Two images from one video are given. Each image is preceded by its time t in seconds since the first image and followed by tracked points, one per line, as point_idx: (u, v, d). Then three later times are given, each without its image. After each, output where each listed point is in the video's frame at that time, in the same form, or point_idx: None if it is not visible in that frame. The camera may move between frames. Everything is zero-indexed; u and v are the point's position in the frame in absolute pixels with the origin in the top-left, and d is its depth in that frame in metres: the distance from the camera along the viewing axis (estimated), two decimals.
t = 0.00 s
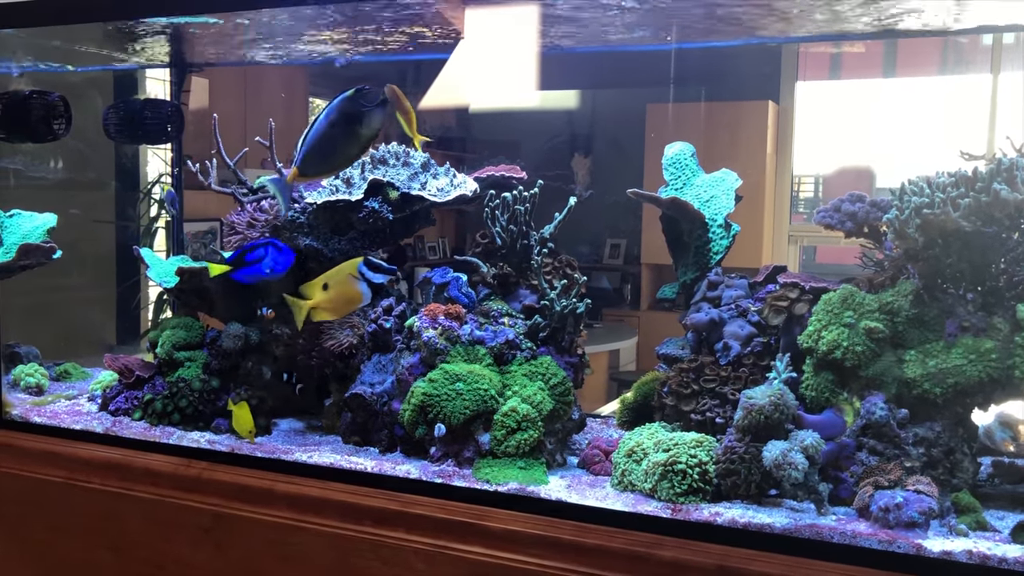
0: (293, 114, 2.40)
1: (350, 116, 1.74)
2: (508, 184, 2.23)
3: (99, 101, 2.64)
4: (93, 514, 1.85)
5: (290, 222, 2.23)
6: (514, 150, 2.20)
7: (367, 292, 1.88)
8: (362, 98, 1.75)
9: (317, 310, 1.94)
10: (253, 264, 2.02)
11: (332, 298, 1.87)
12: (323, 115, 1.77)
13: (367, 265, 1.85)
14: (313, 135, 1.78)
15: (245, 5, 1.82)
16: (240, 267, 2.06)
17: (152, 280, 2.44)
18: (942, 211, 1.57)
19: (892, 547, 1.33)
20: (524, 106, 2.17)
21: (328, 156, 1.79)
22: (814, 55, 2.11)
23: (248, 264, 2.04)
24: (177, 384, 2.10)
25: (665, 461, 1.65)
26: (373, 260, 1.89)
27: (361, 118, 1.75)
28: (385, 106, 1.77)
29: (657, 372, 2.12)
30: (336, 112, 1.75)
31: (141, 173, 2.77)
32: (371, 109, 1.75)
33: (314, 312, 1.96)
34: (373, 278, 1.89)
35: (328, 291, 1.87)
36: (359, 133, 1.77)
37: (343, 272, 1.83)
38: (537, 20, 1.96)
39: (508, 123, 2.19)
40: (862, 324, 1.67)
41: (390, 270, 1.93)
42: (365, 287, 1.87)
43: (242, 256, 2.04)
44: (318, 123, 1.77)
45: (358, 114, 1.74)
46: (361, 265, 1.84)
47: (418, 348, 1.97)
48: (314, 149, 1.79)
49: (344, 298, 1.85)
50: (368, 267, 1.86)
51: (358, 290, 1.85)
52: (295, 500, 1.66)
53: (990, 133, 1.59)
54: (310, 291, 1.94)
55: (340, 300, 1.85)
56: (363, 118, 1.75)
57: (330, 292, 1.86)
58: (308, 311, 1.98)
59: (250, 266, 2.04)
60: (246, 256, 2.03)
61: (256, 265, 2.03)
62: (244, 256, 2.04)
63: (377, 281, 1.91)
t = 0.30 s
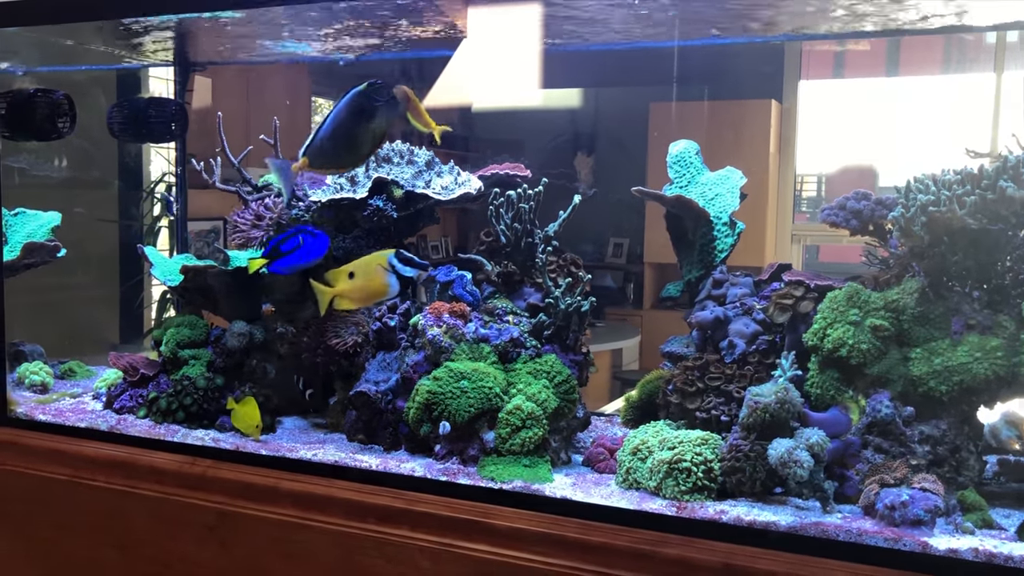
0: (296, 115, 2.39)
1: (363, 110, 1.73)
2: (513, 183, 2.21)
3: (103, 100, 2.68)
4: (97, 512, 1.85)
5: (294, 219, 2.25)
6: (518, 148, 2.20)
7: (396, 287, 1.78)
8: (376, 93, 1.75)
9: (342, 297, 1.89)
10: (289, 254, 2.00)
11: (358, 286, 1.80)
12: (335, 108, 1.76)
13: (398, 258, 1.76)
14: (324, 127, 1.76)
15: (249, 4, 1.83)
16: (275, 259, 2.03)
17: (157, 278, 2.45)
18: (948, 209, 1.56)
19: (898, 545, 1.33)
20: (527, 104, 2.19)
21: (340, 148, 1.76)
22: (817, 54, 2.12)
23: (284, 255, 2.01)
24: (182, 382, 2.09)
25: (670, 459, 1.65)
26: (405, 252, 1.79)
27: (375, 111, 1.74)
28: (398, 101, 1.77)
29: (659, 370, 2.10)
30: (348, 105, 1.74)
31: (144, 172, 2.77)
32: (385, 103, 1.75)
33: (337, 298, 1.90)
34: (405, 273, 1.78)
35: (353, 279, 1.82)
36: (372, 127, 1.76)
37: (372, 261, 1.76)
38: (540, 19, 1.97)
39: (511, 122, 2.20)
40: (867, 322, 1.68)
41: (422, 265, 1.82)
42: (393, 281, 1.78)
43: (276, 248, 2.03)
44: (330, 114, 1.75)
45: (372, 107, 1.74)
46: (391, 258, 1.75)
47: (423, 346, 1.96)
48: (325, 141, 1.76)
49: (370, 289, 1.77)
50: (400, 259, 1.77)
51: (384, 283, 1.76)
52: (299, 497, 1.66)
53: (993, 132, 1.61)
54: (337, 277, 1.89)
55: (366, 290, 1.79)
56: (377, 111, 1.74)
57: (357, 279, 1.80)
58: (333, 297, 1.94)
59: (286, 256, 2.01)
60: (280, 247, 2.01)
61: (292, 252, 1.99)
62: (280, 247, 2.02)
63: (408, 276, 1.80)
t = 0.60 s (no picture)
0: (300, 119, 2.36)
1: (378, 109, 1.78)
2: (516, 183, 2.22)
3: (106, 100, 2.67)
4: (103, 512, 1.86)
5: (297, 219, 2.27)
6: (520, 149, 2.15)
7: (422, 284, 1.86)
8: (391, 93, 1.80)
9: (365, 292, 1.92)
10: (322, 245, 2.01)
11: (383, 281, 1.84)
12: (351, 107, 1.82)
13: (426, 257, 1.84)
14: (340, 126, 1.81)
15: (253, 4, 1.83)
16: (309, 249, 2.04)
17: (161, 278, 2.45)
18: (953, 209, 1.59)
19: (903, 546, 1.33)
20: (529, 104, 2.10)
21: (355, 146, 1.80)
22: (819, 55, 2.09)
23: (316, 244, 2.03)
24: (185, 382, 2.09)
25: (674, 459, 1.64)
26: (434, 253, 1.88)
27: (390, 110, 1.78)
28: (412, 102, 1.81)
29: (663, 370, 2.09)
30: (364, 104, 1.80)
31: (147, 172, 2.71)
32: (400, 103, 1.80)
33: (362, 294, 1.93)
34: (433, 272, 1.88)
35: (379, 274, 1.84)
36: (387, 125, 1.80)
37: (401, 258, 1.81)
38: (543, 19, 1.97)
39: (514, 122, 2.12)
40: (872, 322, 1.68)
41: (452, 266, 1.95)
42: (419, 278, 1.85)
43: (311, 237, 2.05)
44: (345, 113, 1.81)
45: (386, 106, 1.78)
46: (419, 256, 1.83)
47: (427, 346, 1.96)
48: (340, 140, 1.82)
49: (397, 284, 1.83)
50: (428, 259, 1.86)
51: (411, 280, 1.83)
52: (304, 497, 1.66)
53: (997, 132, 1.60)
54: (362, 271, 1.90)
55: (391, 286, 1.83)
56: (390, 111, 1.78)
57: (383, 276, 1.84)
58: (355, 290, 1.96)
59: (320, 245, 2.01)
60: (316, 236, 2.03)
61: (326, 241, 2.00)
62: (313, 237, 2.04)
63: (434, 275, 1.89)
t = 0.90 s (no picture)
0: (302, 119, 2.39)
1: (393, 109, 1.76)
2: (518, 184, 2.20)
3: (108, 102, 2.67)
4: (105, 512, 1.86)
5: (300, 220, 2.23)
6: (523, 150, 2.18)
7: (446, 287, 1.83)
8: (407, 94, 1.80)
9: (387, 292, 1.86)
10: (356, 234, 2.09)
11: (407, 281, 1.79)
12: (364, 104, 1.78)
13: (450, 259, 1.83)
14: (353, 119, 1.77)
15: (255, 5, 1.83)
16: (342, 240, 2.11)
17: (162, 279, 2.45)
18: (955, 210, 1.58)
19: (905, 547, 1.33)
20: (531, 105, 2.16)
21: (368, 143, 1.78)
22: (821, 56, 2.09)
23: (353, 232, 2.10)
24: (187, 383, 2.09)
25: (676, 460, 1.64)
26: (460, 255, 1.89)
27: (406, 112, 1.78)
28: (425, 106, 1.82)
29: (666, 371, 2.09)
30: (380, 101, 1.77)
31: (149, 173, 2.74)
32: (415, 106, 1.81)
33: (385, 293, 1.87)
34: (456, 274, 1.85)
35: (403, 274, 1.79)
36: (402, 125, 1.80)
37: (428, 259, 1.78)
38: (544, 20, 1.97)
39: (518, 122, 2.16)
40: (874, 323, 1.68)
41: (475, 269, 1.94)
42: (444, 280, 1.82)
43: (344, 229, 2.13)
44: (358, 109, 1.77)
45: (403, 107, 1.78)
46: (444, 257, 1.80)
47: (429, 347, 1.96)
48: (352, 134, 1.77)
49: (421, 285, 1.79)
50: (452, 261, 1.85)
51: (436, 281, 1.79)
52: (305, 498, 1.66)
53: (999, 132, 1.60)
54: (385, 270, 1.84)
55: (415, 286, 1.79)
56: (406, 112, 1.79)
57: (407, 276, 1.79)
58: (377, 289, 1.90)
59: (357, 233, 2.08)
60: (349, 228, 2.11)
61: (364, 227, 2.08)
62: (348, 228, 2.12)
63: (458, 278, 1.88)
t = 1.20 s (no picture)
0: (303, 120, 2.40)
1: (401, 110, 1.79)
2: (518, 184, 2.21)
3: (108, 102, 2.68)
4: (106, 513, 1.87)
5: (301, 221, 2.20)
6: (522, 150, 2.17)
7: (468, 291, 1.74)
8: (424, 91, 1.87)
9: (407, 291, 1.81)
10: (385, 222, 1.97)
11: (427, 283, 1.73)
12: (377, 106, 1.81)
13: (473, 263, 1.73)
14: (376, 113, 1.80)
15: (255, 6, 1.83)
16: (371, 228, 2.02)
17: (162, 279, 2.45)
18: (954, 210, 1.58)
19: (905, 547, 1.33)
20: (532, 106, 2.15)
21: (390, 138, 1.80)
22: (821, 55, 2.10)
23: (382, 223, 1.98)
24: (188, 383, 2.09)
25: (675, 460, 1.65)
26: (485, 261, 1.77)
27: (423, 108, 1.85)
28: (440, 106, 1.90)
29: (667, 372, 2.11)
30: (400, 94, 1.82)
31: (150, 173, 2.75)
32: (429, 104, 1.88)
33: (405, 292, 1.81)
34: (479, 280, 1.75)
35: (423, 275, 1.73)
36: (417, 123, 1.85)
37: (448, 261, 1.70)
38: (544, 20, 1.97)
39: (518, 123, 2.15)
40: (873, 323, 1.68)
41: (496, 275, 1.82)
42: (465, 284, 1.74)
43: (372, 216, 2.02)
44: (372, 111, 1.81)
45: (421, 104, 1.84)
46: (466, 261, 1.71)
47: (429, 347, 1.95)
48: (372, 128, 1.79)
49: (441, 288, 1.72)
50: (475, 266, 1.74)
51: (455, 285, 1.71)
52: (306, 499, 1.66)
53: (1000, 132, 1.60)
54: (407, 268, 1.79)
55: (433, 288, 1.72)
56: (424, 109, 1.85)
57: (427, 277, 1.73)
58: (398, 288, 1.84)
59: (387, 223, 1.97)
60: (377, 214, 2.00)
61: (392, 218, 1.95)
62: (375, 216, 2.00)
63: (479, 283, 1.77)
